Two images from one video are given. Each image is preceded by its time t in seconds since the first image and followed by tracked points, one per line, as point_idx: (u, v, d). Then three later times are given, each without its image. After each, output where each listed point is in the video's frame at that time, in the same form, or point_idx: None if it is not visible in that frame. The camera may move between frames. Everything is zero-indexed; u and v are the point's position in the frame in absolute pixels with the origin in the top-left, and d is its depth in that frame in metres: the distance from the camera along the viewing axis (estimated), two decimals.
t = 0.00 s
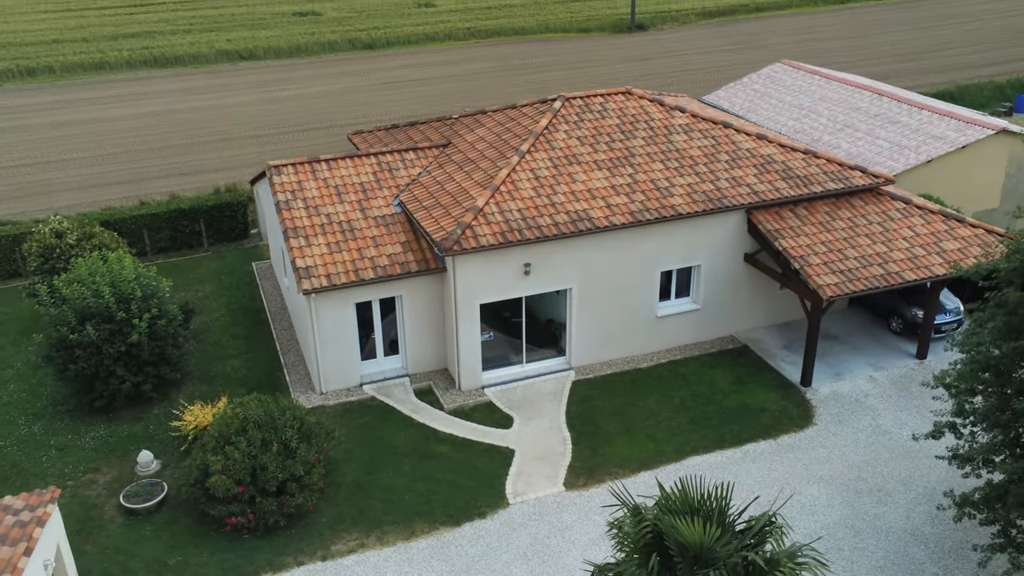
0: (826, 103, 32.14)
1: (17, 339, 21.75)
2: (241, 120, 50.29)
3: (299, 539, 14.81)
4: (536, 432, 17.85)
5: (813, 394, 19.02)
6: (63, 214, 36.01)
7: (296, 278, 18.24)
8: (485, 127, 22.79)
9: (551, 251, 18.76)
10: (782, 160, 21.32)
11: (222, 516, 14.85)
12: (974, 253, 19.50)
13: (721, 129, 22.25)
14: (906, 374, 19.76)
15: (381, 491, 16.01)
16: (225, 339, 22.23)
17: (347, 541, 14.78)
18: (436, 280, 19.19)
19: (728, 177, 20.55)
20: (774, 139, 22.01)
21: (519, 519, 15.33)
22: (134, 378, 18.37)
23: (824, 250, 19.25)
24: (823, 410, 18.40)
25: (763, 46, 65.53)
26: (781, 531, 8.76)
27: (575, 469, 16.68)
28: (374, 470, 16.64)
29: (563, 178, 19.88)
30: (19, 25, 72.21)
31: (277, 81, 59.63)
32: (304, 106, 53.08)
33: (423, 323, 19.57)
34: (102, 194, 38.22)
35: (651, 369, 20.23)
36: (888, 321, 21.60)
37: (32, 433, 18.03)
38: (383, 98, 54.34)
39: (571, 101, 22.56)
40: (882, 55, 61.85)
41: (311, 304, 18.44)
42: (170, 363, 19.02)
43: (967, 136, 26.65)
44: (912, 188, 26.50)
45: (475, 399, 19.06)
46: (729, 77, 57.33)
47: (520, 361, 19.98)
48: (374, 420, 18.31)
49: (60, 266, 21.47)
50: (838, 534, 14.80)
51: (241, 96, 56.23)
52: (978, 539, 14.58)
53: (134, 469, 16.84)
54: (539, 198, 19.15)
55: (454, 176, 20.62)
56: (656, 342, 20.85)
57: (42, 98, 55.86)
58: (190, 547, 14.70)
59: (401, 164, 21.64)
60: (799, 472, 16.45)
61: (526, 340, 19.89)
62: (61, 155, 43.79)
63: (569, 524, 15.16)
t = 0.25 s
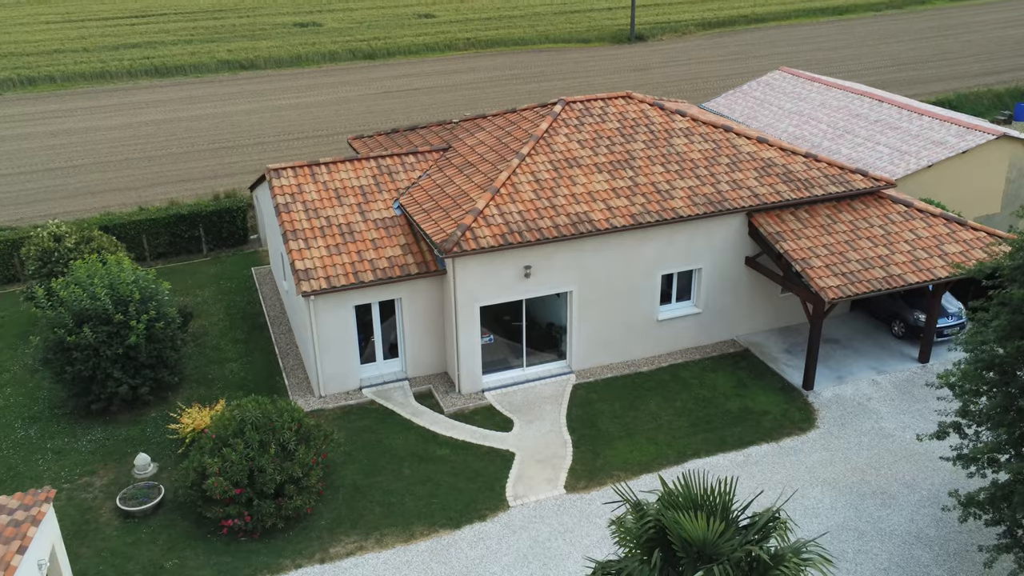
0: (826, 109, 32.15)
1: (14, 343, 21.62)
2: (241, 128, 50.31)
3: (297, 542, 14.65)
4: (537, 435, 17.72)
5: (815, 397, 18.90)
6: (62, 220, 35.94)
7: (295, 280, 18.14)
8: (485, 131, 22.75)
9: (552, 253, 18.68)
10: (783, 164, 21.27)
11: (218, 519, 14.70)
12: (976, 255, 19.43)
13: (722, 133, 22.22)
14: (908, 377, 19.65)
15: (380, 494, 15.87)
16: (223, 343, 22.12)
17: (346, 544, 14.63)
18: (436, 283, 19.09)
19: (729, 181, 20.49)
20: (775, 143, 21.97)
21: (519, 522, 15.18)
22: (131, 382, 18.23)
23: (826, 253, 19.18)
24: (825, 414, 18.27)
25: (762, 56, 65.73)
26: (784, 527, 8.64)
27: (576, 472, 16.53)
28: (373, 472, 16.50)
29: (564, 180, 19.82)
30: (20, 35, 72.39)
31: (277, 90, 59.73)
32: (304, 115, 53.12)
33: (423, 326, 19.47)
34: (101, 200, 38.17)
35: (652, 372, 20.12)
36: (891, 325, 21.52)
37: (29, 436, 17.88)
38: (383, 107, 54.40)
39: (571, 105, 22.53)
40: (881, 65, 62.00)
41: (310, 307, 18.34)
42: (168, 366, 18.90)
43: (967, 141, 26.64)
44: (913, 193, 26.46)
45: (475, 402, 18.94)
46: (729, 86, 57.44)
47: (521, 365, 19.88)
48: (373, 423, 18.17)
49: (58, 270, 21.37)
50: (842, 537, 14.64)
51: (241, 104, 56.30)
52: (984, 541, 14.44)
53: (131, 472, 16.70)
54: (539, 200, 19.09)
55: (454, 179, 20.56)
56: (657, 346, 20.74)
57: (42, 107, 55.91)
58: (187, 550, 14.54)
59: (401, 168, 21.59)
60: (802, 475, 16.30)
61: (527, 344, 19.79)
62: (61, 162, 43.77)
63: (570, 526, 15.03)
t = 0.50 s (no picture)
0: (826, 115, 32.15)
1: (11, 347, 21.50)
2: (241, 136, 50.34)
3: (295, 546, 14.51)
4: (536, 439, 17.58)
5: (816, 401, 18.79)
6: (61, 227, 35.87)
7: (294, 283, 18.05)
8: (485, 136, 22.72)
9: (552, 256, 18.60)
10: (784, 168, 21.23)
11: (216, 522, 14.54)
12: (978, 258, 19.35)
13: (722, 137, 22.19)
14: (911, 381, 19.54)
15: (379, 497, 15.74)
16: (222, 348, 22.02)
17: (344, 547, 14.49)
18: (436, 286, 19.01)
19: (729, 184, 20.44)
20: (776, 147, 21.94)
21: (519, 525, 15.03)
22: (128, 385, 18.11)
23: (827, 256, 19.11)
24: (827, 418, 18.15)
25: (761, 65, 65.86)
26: (788, 524, 8.49)
27: (576, 475, 16.40)
28: (372, 476, 16.36)
29: (564, 184, 19.77)
30: (21, 45, 72.56)
31: (277, 99, 59.80)
32: (303, 123, 53.17)
33: (422, 329, 19.36)
34: (101, 207, 38.11)
35: (652, 377, 20.01)
36: (892, 329, 21.44)
37: (25, 440, 17.75)
38: (383, 115, 54.47)
39: (571, 109, 22.52)
40: (880, 74, 62.14)
41: (309, 309, 18.25)
42: (165, 369, 18.79)
43: (967, 147, 26.61)
44: (913, 198, 26.42)
45: (475, 406, 18.82)
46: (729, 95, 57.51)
47: (521, 369, 19.79)
48: (372, 427, 18.05)
49: (55, 274, 21.28)
50: (845, 541, 14.49)
51: (241, 113, 56.37)
52: (988, 544, 14.29)
53: (128, 475, 16.56)
54: (539, 203, 19.03)
55: (454, 183, 20.50)
56: (657, 350, 20.63)
57: (42, 116, 55.95)
58: (183, 553, 14.40)
59: (400, 171, 21.54)
60: (803, 478, 16.18)
61: (526, 348, 19.70)
62: (61, 169, 43.75)
63: (569, 530, 14.88)
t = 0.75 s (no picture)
0: (826, 122, 32.14)
1: (8, 352, 21.39)
2: (240, 144, 50.37)
3: (292, 549, 14.36)
4: (536, 443, 17.45)
5: (818, 405, 18.66)
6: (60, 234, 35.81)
7: (293, 286, 17.96)
8: (485, 140, 22.67)
9: (551, 260, 18.52)
10: (784, 172, 21.18)
11: (213, 526, 14.40)
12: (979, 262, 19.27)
13: (722, 141, 22.15)
14: (913, 386, 19.41)
15: (377, 500, 15.59)
16: (220, 352, 21.91)
17: (342, 551, 14.34)
18: (435, 289, 18.92)
19: (730, 188, 20.38)
20: (776, 152, 21.90)
21: (519, 529, 14.89)
22: (125, 389, 17.98)
23: (828, 259, 19.02)
24: (829, 422, 18.01)
25: (761, 75, 66.00)
26: (790, 520, 8.35)
27: (576, 479, 16.25)
28: (370, 480, 16.22)
29: (564, 187, 19.71)
30: (22, 55, 72.72)
31: (277, 108, 59.87)
32: (303, 131, 53.21)
33: (422, 333, 19.25)
34: (100, 214, 38.06)
35: (653, 381, 19.88)
36: (894, 334, 21.33)
37: (21, 444, 17.61)
38: (383, 124, 54.52)
39: (571, 113, 22.49)
40: (880, 84, 62.23)
41: (307, 312, 18.14)
42: (163, 373, 18.68)
43: (968, 152, 26.57)
44: (914, 204, 26.35)
45: (474, 411, 18.69)
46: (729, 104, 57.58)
47: (520, 374, 19.66)
48: (370, 431, 17.91)
49: (53, 278, 21.20)
50: (847, 544, 14.33)
51: (241, 122, 56.44)
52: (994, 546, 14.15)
53: (124, 479, 16.43)
54: (539, 206, 18.96)
55: (454, 187, 20.44)
56: (658, 355, 20.52)
57: (42, 124, 56.04)
58: (180, 557, 14.26)
59: (400, 176, 21.49)
60: (805, 482, 16.03)
61: (526, 353, 19.59)
62: (61, 177, 43.76)
63: (569, 533, 14.74)
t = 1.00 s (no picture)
0: (826, 128, 32.12)
1: (6, 355, 21.30)
2: (240, 151, 50.38)
3: (290, 552, 14.25)
4: (535, 446, 17.35)
5: (819, 409, 18.57)
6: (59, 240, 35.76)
7: (292, 288, 17.89)
8: (485, 144, 22.65)
9: (551, 262, 18.46)
10: (784, 175, 21.15)
11: (210, 528, 14.28)
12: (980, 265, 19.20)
13: (722, 145, 22.13)
14: (914, 389, 19.32)
15: (375, 503, 15.49)
16: (219, 356, 21.82)
17: (340, 554, 14.24)
18: (435, 292, 18.85)
19: (730, 191, 20.34)
20: (776, 155, 21.88)
21: (518, 532, 14.78)
22: (123, 391, 17.88)
23: (829, 262, 18.96)
24: (831, 425, 17.90)
25: (760, 83, 66.13)
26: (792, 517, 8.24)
27: (576, 482, 16.14)
28: (369, 483, 16.12)
29: (564, 190, 19.67)
30: (23, 64, 72.85)
31: (278, 116, 59.94)
32: (303, 138, 53.23)
33: (421, 336, 19.17)
34: (100, 220, 38.03)
35: (653, 385, 19.79)
36: (895, 338, 21.25)
37: (18, 447, 17.51)
38: (383, 131, 54.57)
39: (571, 117, 22.47)
40: (880, 92, 62.33)
41: (306, 315, 18.06)
42: (160, 376, 18.60)
43: (968, 157, 26.54)
44: (915, 208, 26.31)
45: (474, 414, 18.60)
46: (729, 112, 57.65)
47: (520, 377, 19.57)
48: (369, 434, 17.81)
49: (51, 281, 21.13)
50: (850, 547, 14.22)
51: (241, 129, 56.48)
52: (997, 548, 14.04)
53: (121, 482, 16.32)
54: (538, 209, 18.91)
55: (453, 190, 20.39)
56: (658, 358, 20.44)
57: (42, 131, 56.09)
58: (177, 559, 14.14)
59: (399, 179, 21.45)
60: (807, 485, 15.93)
61: (526, 356, 19.51)
62: (61, 183, 43.75)
63: (569, 536, 14.63)
